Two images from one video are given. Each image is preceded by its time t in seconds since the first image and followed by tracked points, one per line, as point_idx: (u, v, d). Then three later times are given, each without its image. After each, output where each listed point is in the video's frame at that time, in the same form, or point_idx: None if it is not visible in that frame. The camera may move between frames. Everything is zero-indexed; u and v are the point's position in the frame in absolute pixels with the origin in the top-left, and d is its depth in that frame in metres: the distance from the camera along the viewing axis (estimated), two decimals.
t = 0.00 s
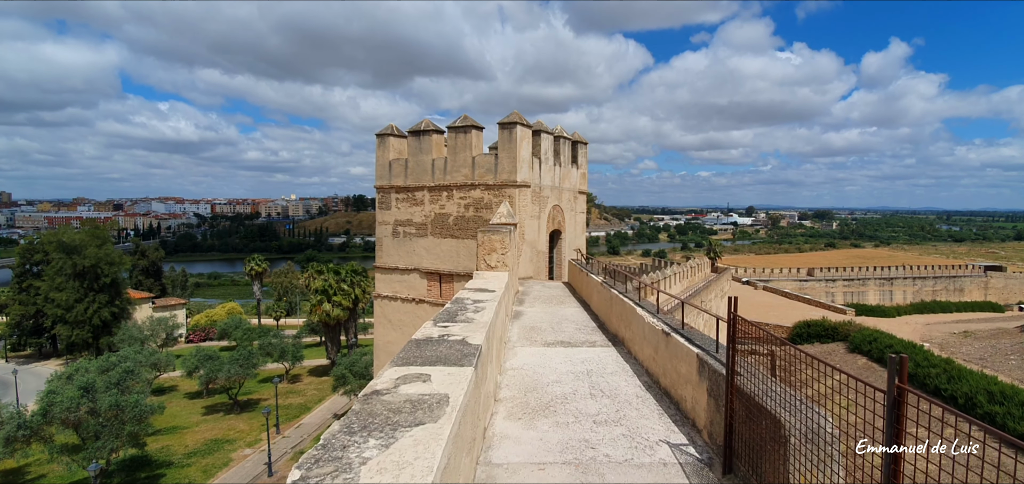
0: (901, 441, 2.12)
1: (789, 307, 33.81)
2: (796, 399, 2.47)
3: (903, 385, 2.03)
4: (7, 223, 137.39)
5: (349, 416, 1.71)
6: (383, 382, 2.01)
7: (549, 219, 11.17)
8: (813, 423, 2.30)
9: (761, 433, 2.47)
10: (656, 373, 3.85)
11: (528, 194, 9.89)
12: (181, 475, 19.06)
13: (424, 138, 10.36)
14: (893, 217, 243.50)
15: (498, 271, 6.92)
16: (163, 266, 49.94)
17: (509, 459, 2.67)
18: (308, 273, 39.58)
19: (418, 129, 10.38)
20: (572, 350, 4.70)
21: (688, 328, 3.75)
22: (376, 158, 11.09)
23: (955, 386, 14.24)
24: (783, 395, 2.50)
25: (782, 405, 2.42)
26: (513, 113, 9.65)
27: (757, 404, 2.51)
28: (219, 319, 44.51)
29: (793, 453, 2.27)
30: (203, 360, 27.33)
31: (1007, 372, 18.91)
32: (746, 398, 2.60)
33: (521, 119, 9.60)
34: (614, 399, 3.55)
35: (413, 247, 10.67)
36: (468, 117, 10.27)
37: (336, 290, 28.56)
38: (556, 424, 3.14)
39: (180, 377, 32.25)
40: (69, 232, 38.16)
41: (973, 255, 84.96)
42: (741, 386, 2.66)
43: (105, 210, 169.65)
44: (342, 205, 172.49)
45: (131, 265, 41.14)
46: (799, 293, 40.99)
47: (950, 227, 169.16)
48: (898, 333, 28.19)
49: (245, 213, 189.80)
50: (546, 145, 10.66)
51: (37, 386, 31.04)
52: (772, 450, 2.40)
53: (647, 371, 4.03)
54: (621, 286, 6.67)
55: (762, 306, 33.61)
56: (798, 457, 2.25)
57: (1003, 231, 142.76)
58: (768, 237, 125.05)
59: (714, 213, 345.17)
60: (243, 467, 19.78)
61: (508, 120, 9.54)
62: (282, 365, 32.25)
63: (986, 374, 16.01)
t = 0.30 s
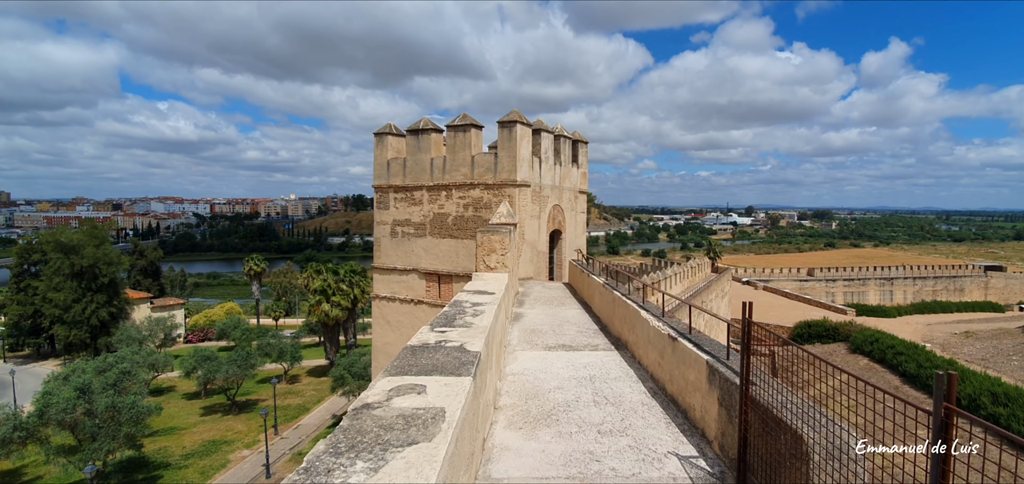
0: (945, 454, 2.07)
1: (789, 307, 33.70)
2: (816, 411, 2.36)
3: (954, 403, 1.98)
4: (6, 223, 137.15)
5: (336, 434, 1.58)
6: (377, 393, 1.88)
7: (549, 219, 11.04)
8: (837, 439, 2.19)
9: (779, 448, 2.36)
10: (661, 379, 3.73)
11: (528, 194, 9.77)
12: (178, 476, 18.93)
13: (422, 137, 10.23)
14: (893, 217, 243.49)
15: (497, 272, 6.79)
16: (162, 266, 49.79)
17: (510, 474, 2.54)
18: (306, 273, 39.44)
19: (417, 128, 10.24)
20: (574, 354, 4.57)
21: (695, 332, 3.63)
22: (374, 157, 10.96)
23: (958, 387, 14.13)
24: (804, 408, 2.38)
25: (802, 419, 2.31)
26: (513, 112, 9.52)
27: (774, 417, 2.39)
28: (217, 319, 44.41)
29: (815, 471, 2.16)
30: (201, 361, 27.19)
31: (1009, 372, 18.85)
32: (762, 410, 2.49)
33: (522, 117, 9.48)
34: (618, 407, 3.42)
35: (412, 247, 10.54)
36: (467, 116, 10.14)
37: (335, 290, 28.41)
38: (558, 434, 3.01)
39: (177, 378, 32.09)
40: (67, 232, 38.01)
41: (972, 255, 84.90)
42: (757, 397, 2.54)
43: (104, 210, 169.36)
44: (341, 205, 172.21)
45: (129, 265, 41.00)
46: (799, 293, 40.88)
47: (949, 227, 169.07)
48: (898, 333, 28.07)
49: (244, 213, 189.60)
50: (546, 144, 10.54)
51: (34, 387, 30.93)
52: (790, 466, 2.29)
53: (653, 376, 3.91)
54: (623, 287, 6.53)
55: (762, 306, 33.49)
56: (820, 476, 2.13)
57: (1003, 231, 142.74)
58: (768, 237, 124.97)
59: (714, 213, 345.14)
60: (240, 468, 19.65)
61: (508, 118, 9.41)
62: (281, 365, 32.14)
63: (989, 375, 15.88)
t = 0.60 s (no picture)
0: None
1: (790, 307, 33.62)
2: (836, 426, 2.24)
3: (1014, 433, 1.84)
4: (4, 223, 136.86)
5: (319, 457, 1.46)
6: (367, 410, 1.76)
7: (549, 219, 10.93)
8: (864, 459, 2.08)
9: (800, 467, 2.24)
10: (667, 386, 3.61)
11: (527, 194, 9.65)
12: (175, 478, 18.79)
13: (420, 136, 10.10)
14: (892, 216, 243.67)
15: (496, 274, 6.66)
16: (160, 266, 49.60)
17: None
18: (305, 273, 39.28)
19: (415, 127, 10.12)
20: (575, 359, 4.44)
21: (701, 337, 3.52)
22: (371, 157, 10.83)
23: (960, 388, 14.09)
24: (824, 423, 2.27)
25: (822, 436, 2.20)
26: (513, 111, 9.41)
27: (793, 433, 2.28)
28: (216, 320, 44.26)
29: None
30: (198, 362, 27.03)
31: (1010, 373, 18.80)
32: (780, 424, 2.37)
33: (521, 116, 9.36)
34: (623, 416, 3.30)
35: (410, 248, 10.42)
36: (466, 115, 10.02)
37: (333, 290, 28.26)
38: (561, 447, 2.89)
39: (175, 379, 31.92)
40: (64, 232, 37.84)
41: (971, 255, 84.99)
42: (773, 410, 2.43)
43: (102, 210, 169.68)
44: (340, 205, 171.96)
45: (126, 266, 40.84)
46: (799, 293, 40.83)
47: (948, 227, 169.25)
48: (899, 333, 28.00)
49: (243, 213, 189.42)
50: (546, 144, 10.42)
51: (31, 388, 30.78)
52: None
53: (658, 383, 3.79)
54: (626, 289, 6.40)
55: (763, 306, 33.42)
56: None
57: (1001, 230, 142.94)
58: (767, 237, 125.01)
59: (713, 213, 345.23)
60: (238, 470, 19.53)
61: (507, 117, 9.28)
62: (279, 366, 31.98)
63: (992, 376, 15.80)
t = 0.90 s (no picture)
0: None
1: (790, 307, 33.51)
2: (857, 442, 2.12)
3: None
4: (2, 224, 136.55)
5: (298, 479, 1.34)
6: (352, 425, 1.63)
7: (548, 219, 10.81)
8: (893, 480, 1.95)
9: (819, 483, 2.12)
10: (672, 392, 3.49)
11: (526, 193, 9.53)
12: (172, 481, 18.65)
13: (418, 135, 9.97)
14: (891, 216, 243.84)
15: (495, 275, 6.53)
16: (157, 267, 49.42)
17: None
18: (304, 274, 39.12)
19: (412, 125, 9.99)
20: (576, 363, 4.31)
21: (708, 340, 3.40)
22: (368, 156, 10.71)
23: (963, 389, 14.02)
24: (845, 436, 2.15)
25: (846, 450, 2.08)
26: (512, 109, 9.29)
27: (813, 447, 2.15)
28: (214, 320, 44.12)
29: None
30: (196, 363, 26.88)
31: (1012, 373, 18.72)
32: (797, 437, 2.24)
33: (520, 114, 9.24)
34: (627, 424, 3.17)
35: (407, 249, 10.29)
36: (464, 113, 9.90)
37: (331, 291, 28.10)
38: (563, 458, 2.76)
39: (173, 380, 31.74)
40: (61, 233, 37.67)
41: (970, 254, 85.00)
42: (790, 423, 2.31)
43: (101, 210, 169.34)
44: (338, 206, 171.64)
45: (124, 266, 40.65)
46: (798, 293, 40.76)
47: (947, 226, 169.27)
48: (900, 334, 27.89)
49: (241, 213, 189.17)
50: (546, 143, 10.30)
51: (28, 390, 30.58)
52: None
53: (662, 388, 3.67)
54: (626, 290, 6.26)
55: (762, 306, 33.33)
56: None
57: (1000, 230, 143.04)
58: (766, 237, 124.98)
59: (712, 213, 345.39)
60: (235, 473, 19.40)
61: (506, 116, 9.16)
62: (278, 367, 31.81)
63: (994, 376, 15.71)
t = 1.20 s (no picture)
0: None
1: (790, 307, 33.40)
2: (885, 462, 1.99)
3: None
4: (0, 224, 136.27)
5: None
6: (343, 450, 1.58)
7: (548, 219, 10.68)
8: None
9: None
10: (678, 400, 3.36)
11: (525, 193, 9.40)
12: None
13: (415, 134, 9.84)
14: (891, 216, 243.98)
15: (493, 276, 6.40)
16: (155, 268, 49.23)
17: None
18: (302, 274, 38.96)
19: (410, 124, 9.87)
20: (577, 368, 4.18)
21: (717, 345, 3.27)
22: (366, 156, 10.56)
23: (966, 390, 13.93)
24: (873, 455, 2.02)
25: (875, 472, 1.95)
26: (511, 108, 9.16)
27: (837, 467, 2.03)
28: (212, 321, 43.96)
29: None
30: (193, 364, 26.72)
31: (1014, 374, 18.61)
32: (822, 456, 2.09)
33: (519, 113, 9.11)
34: (632, 435, 3.04)
35: (405, 249, 10.14)
36: (462, 112, 9.76)
37: (330, 292, 27.93)
38: (565, 473, 2.62)
39: (170, 381, 31.57)
40: (58, 233, 37.51)
41: (968, 254, 85.01)
42: (811, 439, 2.17)
43: (99, 210, 169.09)
44: (337, 206, 171.41)
45: (121, 267, 40.47)
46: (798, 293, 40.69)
47: (946, 226, 169.40)
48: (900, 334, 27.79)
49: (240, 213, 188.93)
50: (545, 142, 10.18)
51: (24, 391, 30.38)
52: None
53: (668, 395, 3.54)
54: (628, 292, 6.13)
55: (762, 306, 33.25)
56: None
57: (999, 229, 143.16)
58: (765, 237, 125.00)
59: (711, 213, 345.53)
60: (232, 475, 19.28)
61: (505, 114, 9.03)
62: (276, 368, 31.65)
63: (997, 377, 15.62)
